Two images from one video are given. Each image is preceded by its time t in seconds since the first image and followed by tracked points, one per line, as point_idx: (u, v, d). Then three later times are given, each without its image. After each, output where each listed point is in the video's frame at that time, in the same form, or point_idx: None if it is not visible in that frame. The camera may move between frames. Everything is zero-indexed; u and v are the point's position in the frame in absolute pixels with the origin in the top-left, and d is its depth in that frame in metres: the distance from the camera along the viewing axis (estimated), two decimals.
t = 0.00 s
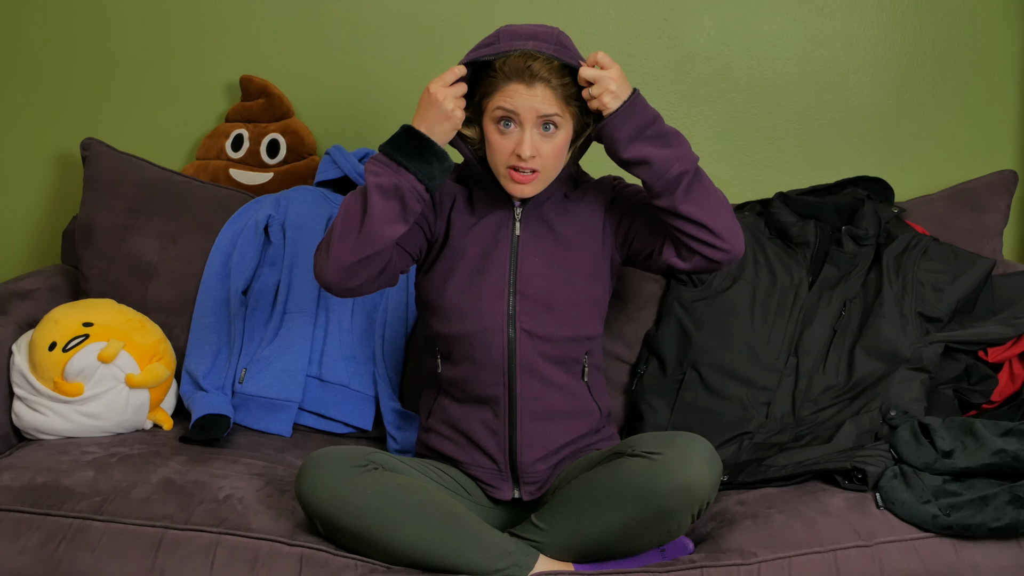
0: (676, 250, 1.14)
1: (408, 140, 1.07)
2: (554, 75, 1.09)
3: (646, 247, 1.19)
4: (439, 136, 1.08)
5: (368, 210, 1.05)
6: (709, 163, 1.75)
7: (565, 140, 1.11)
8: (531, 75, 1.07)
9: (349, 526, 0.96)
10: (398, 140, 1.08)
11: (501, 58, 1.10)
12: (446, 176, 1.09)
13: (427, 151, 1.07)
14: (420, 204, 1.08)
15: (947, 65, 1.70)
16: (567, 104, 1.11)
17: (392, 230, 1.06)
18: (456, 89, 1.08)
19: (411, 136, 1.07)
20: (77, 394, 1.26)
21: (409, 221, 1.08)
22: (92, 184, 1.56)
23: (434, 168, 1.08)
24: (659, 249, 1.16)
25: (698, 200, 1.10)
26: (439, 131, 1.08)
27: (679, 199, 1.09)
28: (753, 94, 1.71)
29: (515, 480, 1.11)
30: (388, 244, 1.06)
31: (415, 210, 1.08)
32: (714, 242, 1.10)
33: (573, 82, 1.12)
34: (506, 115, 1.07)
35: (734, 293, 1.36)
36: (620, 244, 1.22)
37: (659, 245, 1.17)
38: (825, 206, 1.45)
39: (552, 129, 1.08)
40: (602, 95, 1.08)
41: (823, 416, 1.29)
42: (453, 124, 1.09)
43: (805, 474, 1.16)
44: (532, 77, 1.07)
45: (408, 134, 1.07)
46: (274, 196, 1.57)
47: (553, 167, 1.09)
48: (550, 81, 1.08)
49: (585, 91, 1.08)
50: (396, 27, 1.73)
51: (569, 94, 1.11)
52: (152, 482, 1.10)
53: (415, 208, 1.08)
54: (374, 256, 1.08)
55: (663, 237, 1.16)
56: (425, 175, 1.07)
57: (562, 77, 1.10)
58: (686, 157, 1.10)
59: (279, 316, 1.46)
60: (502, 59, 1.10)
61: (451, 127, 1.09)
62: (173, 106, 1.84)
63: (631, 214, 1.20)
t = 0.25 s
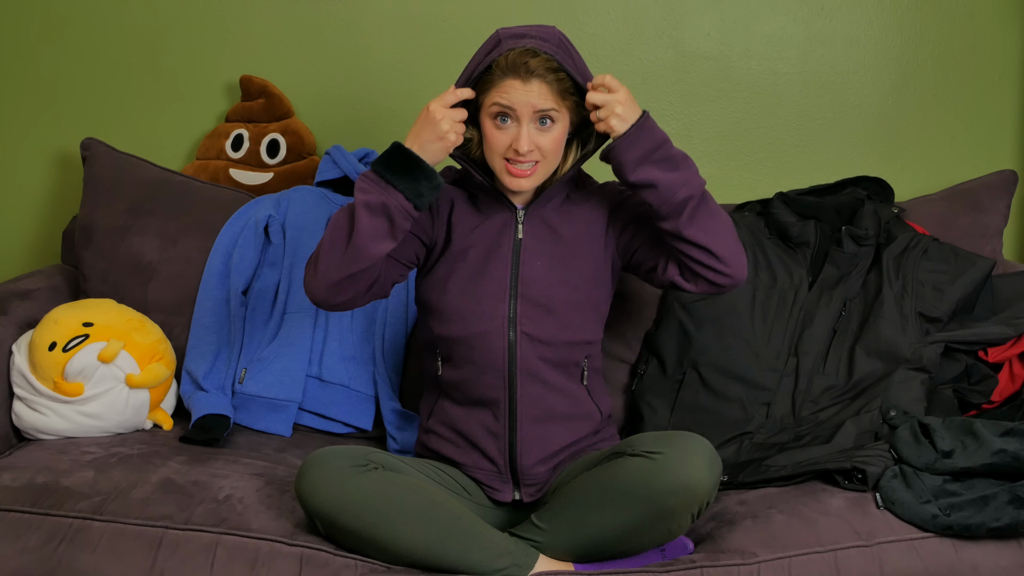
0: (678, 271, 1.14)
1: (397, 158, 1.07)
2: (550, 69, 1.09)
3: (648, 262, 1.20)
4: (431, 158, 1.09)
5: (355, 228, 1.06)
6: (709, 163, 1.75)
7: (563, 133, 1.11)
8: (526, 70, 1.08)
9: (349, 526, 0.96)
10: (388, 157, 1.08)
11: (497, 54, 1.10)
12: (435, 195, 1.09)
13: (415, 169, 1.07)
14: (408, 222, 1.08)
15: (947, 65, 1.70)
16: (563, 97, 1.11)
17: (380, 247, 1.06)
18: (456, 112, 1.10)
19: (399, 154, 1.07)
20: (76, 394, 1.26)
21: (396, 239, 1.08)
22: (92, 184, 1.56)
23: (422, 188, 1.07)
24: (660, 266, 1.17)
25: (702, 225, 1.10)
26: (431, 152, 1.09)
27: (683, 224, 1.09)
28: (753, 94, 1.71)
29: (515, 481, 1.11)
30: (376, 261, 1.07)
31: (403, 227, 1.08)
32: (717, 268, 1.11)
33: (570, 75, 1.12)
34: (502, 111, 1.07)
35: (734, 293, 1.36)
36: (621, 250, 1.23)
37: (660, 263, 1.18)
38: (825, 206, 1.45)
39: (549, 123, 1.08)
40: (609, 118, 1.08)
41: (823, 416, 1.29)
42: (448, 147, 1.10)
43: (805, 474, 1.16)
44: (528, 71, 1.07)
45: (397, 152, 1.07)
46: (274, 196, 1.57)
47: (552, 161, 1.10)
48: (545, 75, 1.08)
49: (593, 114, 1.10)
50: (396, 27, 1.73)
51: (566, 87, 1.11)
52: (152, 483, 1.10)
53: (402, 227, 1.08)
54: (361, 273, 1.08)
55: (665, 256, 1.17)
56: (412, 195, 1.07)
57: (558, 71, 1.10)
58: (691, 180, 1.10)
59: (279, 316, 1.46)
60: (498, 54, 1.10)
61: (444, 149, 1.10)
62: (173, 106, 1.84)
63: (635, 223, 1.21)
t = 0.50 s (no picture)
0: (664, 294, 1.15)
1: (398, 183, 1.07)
2: (544, 67, 1.09)
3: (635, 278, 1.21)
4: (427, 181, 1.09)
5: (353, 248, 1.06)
6: (709, 163, 1.75)
7: (559, 130, 1.11)
8: (520, 69, 1.08)
9: (349, 526, 0.96)
10: (388, 179, 1.08)
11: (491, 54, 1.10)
12: (431, 222, 1.09)
13: (413, 196, 1.07)
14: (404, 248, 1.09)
15: (947, 65, 1.70)
16: (558, 94, 1.11)
17: (375, 270, 1.07)
18: (451, 131, 1.09)
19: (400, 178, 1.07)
20: (77, 394, 1.26)
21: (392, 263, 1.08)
22: (92, 184, 1.56)
23: (419, 215, 1.08)
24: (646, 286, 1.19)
25: (685, 255, 1.11)
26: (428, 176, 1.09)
27: (666, 256, 1.11)
28: (753, 94, 1.71)
29: (515, 482, 1.11)
30: (371, 283, 1.07)
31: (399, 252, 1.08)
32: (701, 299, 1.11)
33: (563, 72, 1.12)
34: (499, 111, 1.07)
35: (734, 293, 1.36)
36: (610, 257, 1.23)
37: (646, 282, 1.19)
38: (825, 206, 1.45)
39: (546, 122, 1.08)
40: (597, 144, 1.12)
41: (823, 416, 1.29)
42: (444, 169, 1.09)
43: (805, 474, 1.16)
44: (522, 70, 1.07)
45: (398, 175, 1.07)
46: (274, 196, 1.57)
47: (550, 159, 1.10)
48: (540, 73, 1.08)
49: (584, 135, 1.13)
50: (396, 28, 1.73)
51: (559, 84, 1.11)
52: (152, 482, 1.10)
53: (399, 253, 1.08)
54: (355, 293, 1.09)
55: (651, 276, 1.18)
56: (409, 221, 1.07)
57: (551, 68, 1.10)
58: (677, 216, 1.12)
59: (279, 317, 1.46)
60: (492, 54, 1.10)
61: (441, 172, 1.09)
62: (173, 106, 1.84)
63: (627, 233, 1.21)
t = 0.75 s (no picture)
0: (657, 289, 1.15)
1: (391, 168, 1.06)
2: (540, 73, 1.09)
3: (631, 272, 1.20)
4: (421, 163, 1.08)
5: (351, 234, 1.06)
6: (709, 163, 1.75)
7: (556, 137, 1.11)
8: (517, 76, 1.07)
9: (349, 526, 0.96)
10: (381, 166, 1.06)
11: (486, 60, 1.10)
12: (429, 204, 1.09)
13: (409, 180, 1.06)
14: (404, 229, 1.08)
15: (947, 65, 1.70)
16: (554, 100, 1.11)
17: (376, 253, 1.07)
18: (443, 113, 1.08)
19: (394, 163, 1.06)
20: (76, 394, 1.26)
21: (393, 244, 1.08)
22: (92, 183, 1.56)
23: (417, 197, 1.07)
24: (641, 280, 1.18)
25: (679, 248, 1.10)
26: (422, 158, 1.08)
27: (659, 248, 1.10)
28: (753, 94, 1.71)
29: (515, 481, 1.11)
30: (372, 266, 1.07)
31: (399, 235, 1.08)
32: (693, 293, 1.10)
33: (558, 80, 1.12)
34: (496, 118, 1.06)
35: (734, 293, 1.36)
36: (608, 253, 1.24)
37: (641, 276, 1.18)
38: (825, 206, 1.45)
39: (542, 129, 1.08)
40: (599, 131, 1.08)
41: (823, 416, 1.29)
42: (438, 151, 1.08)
43: (805, 474, 1.16)
44: (519, 78, 1.07)
45: (392, 160, 1.06)
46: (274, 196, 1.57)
47: (546, 165, 1.10)
48: (536, 81, 1.08)
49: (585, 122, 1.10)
50: (396, 28, 1.73)
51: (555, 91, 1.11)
52: (152, 483, 1.10)
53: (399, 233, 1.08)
54: (357, 279, 1.09)
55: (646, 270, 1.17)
56: (407, 205, 1.07)
57: (547, 76, 1.10)
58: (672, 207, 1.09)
59: (279, 316, 1.46)
60: (487, 61, 1.10)
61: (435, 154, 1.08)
62: (173, 106, 1.84)
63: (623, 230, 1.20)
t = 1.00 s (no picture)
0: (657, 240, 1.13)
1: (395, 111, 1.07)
2: (539, 77, 1.09)
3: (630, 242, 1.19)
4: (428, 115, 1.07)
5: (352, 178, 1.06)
6: (709, 163, 1.75)
7: (554, 140, 1.11)
8: (516, 80, 1.07)
9: (349, 527, 0.96)
10: (387, 111, 1.07)
11: (485, 63, 1.09)
12: (434, 152, 1.09)
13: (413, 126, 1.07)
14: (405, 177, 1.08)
15: (947, 65, 1.70)
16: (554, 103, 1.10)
17: (377, 199, 1.06)
18: (455, 66, 1.06)
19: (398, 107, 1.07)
20: (76, 394, 1.26)
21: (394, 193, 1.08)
22: (92, 183, 1.56)
23: (420, 141, 1.07)
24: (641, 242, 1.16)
25: (678, 189, 1.09)
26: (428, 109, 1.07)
27: (657, 190, 1.08)
28: (753, 94, 1.71)
29: (514, 479, 1.11)
30: (372, 213, 1.07)
31: (399, 183, 1.08)
32: (693, 230, 1.09)
33: (557, 81, 1.12)
34: (495, 123, 1.07)
35: (734, 293, 1.36)
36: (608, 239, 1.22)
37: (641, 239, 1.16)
38: (825, 206, 1.45)
39: (541, 133, 1.08)
40: (587, 80, 1.07)
41: (823, 416, 1.29)
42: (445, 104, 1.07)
43: (805, 474, 1.16)
44: (518, 82, 1.07)
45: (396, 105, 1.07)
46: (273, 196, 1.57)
47: (544, 169, 1.10)
48: (535, 85, 1.08)
49: (570, 75, 1.08)
50: (396, 28, 1.73)
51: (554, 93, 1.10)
52: (152, 482, 1.10)
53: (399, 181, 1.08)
54: (357, 226, 1.08)
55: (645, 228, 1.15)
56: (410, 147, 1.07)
57: (546, 79, 1.09)
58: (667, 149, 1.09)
59: (279, 316, 1.46)
60: (486, 64, 1.09)
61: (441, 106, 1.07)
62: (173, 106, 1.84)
63: (621, 205, 1.20)
